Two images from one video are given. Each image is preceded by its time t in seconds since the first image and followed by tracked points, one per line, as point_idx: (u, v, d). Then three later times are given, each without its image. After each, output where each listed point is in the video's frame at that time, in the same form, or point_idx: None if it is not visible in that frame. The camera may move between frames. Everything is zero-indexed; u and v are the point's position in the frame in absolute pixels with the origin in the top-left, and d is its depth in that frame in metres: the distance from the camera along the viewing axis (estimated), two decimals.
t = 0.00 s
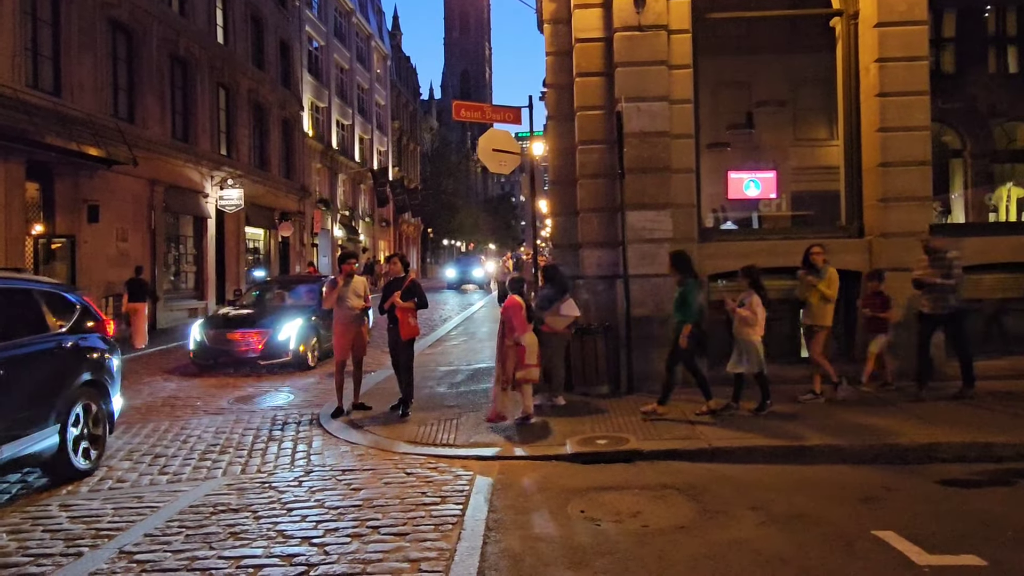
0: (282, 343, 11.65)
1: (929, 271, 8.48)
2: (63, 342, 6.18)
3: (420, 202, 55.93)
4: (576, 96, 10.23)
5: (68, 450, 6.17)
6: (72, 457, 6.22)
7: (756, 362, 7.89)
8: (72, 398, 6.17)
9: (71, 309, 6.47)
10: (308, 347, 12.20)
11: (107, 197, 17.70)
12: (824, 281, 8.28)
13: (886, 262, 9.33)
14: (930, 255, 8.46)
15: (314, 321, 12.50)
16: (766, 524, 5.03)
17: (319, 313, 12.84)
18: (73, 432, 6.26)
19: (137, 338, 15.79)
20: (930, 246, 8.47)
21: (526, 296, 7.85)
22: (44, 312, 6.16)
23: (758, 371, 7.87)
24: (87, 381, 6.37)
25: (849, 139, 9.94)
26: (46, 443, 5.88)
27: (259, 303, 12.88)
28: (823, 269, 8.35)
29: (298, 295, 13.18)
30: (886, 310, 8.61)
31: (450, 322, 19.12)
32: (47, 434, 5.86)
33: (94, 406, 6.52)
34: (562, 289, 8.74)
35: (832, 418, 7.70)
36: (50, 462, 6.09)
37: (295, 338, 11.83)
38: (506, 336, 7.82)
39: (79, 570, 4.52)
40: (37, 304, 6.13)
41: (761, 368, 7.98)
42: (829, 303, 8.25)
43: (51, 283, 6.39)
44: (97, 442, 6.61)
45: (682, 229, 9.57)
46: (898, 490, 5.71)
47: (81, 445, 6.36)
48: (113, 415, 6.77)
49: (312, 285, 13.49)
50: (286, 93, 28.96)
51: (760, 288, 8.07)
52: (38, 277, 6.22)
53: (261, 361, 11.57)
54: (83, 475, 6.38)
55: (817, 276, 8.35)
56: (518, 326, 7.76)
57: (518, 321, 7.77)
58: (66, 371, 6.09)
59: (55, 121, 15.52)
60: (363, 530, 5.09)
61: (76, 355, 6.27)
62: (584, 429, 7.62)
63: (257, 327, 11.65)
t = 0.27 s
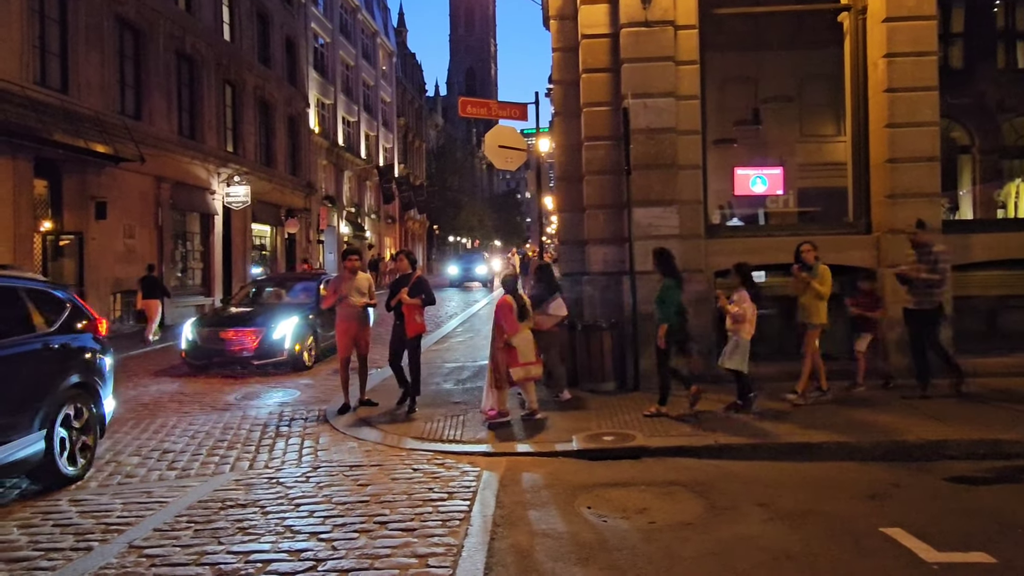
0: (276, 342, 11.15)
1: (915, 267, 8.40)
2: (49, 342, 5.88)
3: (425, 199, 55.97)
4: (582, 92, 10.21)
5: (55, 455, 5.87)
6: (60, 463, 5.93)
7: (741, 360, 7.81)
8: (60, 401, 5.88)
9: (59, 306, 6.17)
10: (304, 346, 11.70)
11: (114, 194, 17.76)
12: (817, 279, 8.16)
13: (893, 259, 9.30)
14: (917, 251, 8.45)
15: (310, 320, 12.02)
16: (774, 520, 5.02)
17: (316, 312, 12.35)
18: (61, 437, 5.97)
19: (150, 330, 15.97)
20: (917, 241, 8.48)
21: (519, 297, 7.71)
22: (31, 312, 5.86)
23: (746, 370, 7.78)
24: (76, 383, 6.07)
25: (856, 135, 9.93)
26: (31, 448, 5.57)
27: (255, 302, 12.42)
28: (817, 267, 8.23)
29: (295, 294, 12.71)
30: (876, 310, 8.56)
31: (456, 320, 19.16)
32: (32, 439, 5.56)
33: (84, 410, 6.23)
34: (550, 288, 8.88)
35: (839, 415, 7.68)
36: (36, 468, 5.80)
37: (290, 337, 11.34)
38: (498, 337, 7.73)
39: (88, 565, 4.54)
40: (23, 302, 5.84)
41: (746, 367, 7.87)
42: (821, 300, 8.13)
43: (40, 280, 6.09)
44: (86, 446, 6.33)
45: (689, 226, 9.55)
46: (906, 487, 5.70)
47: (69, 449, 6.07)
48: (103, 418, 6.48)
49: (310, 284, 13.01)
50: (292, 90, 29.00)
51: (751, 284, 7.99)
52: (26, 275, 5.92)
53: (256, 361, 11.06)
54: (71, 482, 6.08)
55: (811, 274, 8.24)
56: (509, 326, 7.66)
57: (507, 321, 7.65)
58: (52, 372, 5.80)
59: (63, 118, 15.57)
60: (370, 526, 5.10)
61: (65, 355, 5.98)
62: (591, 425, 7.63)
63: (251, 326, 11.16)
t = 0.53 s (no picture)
0: (277, 341, 10.86)
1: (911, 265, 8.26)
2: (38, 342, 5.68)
3: (435, 195, 56.03)
4: (592, 89, 10.20)
5: (46, 460, 5.65)
6: (51, 469, 5.71)
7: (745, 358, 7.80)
8: (52, 403, 5.67)
9: (49, 306, 5.98)
10: (306, 346, 11.41)
11: (128, 191, 17.89)
12: (814, 276, 8.13)
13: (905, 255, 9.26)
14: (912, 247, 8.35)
15: (313, 319, 11.73)
16: (786, 517, 5.02)
17: (319, 310, 12.06)
18: (53, 441, 5.75)
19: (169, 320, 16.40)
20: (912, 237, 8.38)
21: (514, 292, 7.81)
22: (19, 310, 5.68)
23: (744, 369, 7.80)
24: (68, 385, 5.87)
25: (867, 131, 9.85)
26: (20, 453, 5.36)
27: (257, 301, 12.15)
28: (814, 264, 8.18)
29: (297, 292, 12.39)
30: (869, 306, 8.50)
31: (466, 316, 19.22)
32: (21, 442, 5.35)
33: (79, 413, 6.02)
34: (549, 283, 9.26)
35: (851, 412, 7.65)
36: (26, 473, 5.58)
37: (292, 336, 11.06)
38: (494, 333, 7.82)
39: (105, 558, 4.61)
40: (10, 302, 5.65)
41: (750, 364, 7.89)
42: (817, 297, 8.12)
43: (29, 279, 5.91)
44: (81, 451, 6.11)
45: (699, 222, 9.52)
46: (919, 485, 5.68)
47: (61, 455, 5.85)
48: (99, 421, 6.27)
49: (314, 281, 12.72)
50: (303, 87, 29.09)
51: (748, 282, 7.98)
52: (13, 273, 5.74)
53: (256, 361, 10.80)
54: (64, 487, 5.86)
55: (806, 271, 8.22)
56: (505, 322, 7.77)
57: (501, 316, 7.77)
58: (41, 373, 5.59)
59: (78, 116, 15.71)
60: (381, 521, 5.14)
61: (55, 355, 5.79)
62: (601, 422, 7.64)
63: (252, 325, 10.89)
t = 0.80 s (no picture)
0: (291, 341, 10.66)
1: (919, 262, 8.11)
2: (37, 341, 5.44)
3: (455, 192, 56.17)
4: (612, 85, 10.17)
5: (46, 464, 5.45)
6: (51, 473, 5.50)
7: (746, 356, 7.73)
8: (53, 406, 5.46)
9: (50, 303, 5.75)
10: (319, 346, 11.18)
11: (154, 189, 18.15)
12: (823, 272, 7.99)
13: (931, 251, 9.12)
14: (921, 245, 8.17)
15: (327, 318, 11.51)
16: (809, 516, 4.99)
17: (333, 310, 11.83)
18: (53, 445, 5.53)
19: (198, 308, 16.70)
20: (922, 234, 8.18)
21: (525, 289, 7.91)
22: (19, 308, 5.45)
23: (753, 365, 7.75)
24: (71, 386, 5.64)
25: (893, 127, 9.67)
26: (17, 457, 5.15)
27: (270, 300, 11.97)
28: (824, 259, 8.04)
29: (312, 291, 12.21)
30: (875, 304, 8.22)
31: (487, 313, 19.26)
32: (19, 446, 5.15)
33: (82, 415, 5.81)
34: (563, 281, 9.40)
35: (876, 410, 7.57)
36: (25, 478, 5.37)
37: (304, 336, 10.84)
38: (501, 330, 7.93)
39: (134, 550, 4.71)
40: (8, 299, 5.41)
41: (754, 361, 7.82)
42: (828, 293, 7.99)
43: (30, 276, 5.68)
44: (84, 455, 5.90)
45: (721, 218, 9.46)
46: (946, 484, 5.61)
47: (63, 458, 5.64)
48: (104, 423, 6.05)
49: (329, 281, 12.49)
50: (325, 86, 29.30)
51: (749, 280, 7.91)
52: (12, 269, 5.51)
53: (269, 361, 10.59)
54: (65, 492, 5.65)
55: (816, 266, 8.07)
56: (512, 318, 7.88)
57: (510, 315, 7.93)
58: (40, 374, 5.36)
59: (106, 116, 15.97)
60: (404, 516, 5.19)
61: (57, 355, 5.56)
62: (622, 419, 7.63)
63: (264, 324, 10.69)
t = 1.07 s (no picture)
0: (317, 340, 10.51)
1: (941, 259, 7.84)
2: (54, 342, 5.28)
3: (487, 191, 56.29)
4: (645, 81, 10.10)
5: (63, 469, 5.29)
6: (69, 479, 5.34)
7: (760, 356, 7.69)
8: (71, 408, 5.31)
9: (66, 304, 5.60)
10: (345, 346, 11.03)
11: (194, 190, 18.52)
12: (844, 272, 7.86)
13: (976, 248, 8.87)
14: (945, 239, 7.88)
15: (352, 319, 11.36)
16: (850, 518, 4.90)
17: (359, 311, 11.68)
18: (71, 448, 5.38)
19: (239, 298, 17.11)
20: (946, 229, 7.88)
21: (553, 287, 8.01)
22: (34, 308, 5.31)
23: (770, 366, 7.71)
24: (89, 387, 5.49)
25: (935, 120, 9.43)
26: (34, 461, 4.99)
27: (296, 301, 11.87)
28: (845, 259, 7.91)
29: (340, 290, 12.22)
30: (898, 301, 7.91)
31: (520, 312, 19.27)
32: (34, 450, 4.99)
33: (101, 417, 5.64)
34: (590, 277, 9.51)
35: (917, 410, 7.40)
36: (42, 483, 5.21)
37: (331, 335, 10.70)
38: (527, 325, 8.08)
39: (178, 542, 4.83)
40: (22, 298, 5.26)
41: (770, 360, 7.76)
42: (850, 294, 7.84)
43: (47, 275, 5.54)
44: (103, 458, 5.76)
45: (757, 215, 9.34)
46: (992, 487, 5.46)
47: (80, 463, 5.48)
48: (124, 427, 5.90)
49: (354, 283, 12.37)
50: (358, 86, 29.60)
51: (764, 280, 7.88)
52: (27, 268, 5.36)
53: (295, 362, 10.45)
54: (84, 498, 5.50)
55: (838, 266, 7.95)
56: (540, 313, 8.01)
57: (535, 313, 8.05)
58: (56, 375, 5.20)
59: (147, 118, 16.37)
60: (439, 512, 5.23)
61: (73, 356, 5.41)
62: (656, 418, 7.58)
63: (290, 323, 10.57)
